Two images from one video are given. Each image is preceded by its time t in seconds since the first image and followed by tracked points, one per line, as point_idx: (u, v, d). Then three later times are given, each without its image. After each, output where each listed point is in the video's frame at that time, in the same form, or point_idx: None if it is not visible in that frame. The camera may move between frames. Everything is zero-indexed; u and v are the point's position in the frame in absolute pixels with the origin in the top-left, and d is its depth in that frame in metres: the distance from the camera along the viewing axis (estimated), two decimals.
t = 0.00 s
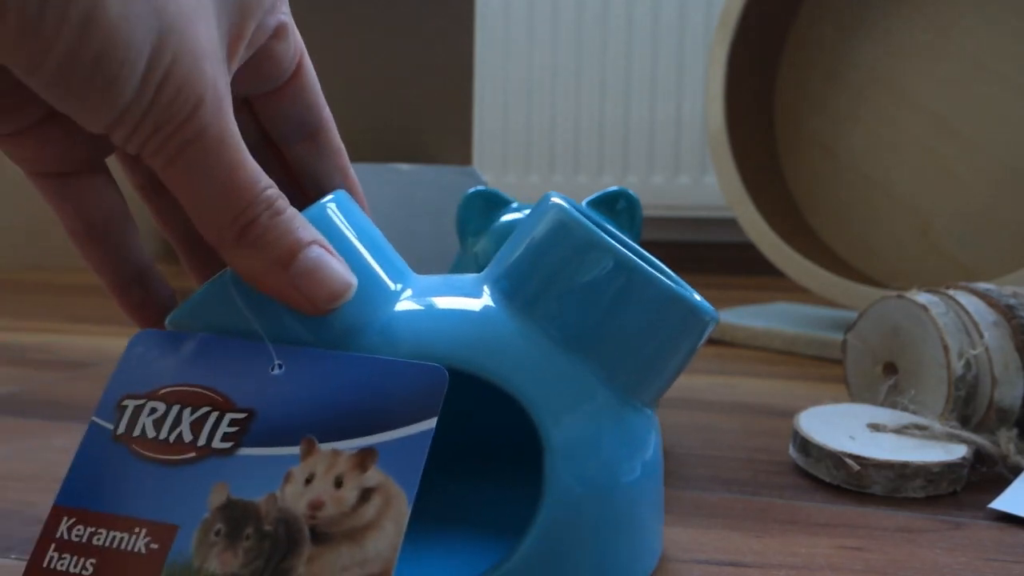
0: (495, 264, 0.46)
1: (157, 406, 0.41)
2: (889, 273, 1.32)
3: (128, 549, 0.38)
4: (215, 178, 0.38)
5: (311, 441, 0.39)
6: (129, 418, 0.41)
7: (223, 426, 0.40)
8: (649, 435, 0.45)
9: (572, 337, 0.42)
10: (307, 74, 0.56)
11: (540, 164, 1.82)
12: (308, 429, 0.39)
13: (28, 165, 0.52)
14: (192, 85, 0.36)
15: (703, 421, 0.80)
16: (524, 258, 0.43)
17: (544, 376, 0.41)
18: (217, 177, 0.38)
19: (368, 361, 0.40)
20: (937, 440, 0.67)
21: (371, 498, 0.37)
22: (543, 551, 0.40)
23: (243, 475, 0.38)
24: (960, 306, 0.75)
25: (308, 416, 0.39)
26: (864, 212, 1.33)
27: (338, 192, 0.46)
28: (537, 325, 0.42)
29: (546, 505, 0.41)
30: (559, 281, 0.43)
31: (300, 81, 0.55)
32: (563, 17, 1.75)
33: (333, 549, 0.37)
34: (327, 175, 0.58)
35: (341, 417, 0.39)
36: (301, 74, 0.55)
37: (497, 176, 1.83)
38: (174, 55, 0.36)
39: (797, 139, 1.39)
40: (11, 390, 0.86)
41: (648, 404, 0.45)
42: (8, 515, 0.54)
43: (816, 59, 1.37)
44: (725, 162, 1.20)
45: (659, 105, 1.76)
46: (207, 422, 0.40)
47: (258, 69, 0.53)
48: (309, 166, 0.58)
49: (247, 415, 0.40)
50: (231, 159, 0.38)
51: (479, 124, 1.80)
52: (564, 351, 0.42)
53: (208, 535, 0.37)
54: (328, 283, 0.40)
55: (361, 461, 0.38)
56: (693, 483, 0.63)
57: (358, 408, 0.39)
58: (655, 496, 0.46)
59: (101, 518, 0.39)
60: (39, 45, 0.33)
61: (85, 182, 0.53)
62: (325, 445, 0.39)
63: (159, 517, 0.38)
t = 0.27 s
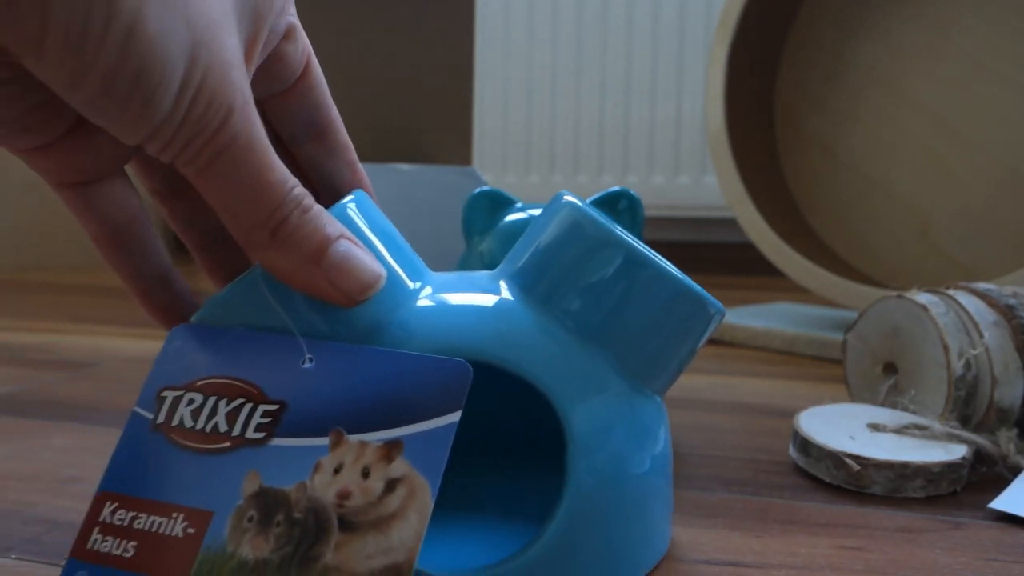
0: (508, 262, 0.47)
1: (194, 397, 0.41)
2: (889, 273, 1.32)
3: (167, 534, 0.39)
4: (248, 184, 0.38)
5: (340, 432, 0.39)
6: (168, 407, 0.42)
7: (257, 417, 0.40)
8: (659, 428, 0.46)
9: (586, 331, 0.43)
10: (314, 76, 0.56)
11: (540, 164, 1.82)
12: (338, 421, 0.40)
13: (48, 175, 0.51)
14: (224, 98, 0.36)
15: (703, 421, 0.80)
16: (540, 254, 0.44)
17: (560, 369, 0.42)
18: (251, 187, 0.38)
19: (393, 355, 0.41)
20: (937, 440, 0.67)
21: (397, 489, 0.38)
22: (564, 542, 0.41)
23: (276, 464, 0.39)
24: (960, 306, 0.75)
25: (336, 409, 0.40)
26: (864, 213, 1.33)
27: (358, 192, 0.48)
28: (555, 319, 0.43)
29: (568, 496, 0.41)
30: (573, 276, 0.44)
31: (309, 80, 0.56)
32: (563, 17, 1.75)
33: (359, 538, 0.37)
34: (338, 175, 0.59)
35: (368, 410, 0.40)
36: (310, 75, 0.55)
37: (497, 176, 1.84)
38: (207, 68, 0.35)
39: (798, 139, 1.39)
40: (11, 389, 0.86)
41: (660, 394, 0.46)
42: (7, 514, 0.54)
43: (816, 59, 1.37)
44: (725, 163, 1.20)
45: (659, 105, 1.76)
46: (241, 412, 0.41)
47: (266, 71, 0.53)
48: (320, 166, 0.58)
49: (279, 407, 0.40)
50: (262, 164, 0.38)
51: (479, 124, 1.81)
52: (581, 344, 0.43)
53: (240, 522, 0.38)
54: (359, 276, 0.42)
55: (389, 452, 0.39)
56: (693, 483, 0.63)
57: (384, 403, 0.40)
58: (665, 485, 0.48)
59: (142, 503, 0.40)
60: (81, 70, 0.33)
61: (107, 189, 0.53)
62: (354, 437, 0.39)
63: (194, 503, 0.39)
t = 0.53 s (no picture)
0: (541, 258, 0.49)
1: (261, 385, 0.44)
2: (890, 273, 1.32)
3: (240, 512, 0.41)
4: (317, 188, 0.39)
5: (401, 418, 0.42)
6: (235, 395, 0.44)
7: (321, 404, 0.43)
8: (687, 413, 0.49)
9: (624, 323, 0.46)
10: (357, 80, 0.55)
11: (540, 164, 1.83)
12: (398, 408, 0.42)
13: (119, 181, 0.52)
14: (299, 104, 0.37)
15: (704, 421, 0.80)
16: (579, 252, 0.46)
17: (602, 361, 0.45)
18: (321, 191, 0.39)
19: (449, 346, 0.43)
20: (937, 440, 0.67)
21: (457, 470, 0.40)
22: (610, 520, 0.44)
23: (342, 448, 0.41)
24: (960, 306, 0.75)
25: (395, 396, 0.42)
26: (864, 213, 1.33)
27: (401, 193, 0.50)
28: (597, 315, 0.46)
29: (610, 481, 0.44)
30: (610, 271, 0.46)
31: (353, 85, 0.55)
32: (563, 17, 1.76)
33: (423, 515, 0.40)
34: (379, 176, 0.56)
35: (425, 397, 0.42)
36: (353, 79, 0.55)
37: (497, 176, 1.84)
38: (288, 75, 0.36)
39: (798, 139, 1.39)
40: (9, 390, 0.86)
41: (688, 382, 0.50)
42: (6, 515, 0.54)
43: (816, 59, 1.37)
44: (725, 163, 1.20)
45: (659, 105, 1.76)
46: (307, 400, 0.43)
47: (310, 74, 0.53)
48: (363, 169, 0.55)
49: (342, 395, 0.43)
50: (328, 168, 0.39)
51: (478, 124, 1.82)
52: (621, 338, 0.46)
53: (310, 501, 0.40)
54: (417, 269, 0.43)
55: (448, 436, 0.41)
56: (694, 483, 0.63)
57: (443, 390, 0.42)
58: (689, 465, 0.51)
59: (214, 484, 0.42)
60: (175, 77, 0.34)
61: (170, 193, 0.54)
62: (414, 422, 0.42)
63: (266, 484, 0.41)
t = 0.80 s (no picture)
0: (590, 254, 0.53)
1: (335, 375, 0.46)
2: (891, 273, 1.32)
3: (324, 495, 0.44)
4: (396, 195, 0.41)
5: (473, 406, 0.44)
6: (311, 385, 0.46)
7: (395, 393, 0.45)
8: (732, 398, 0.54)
9: (672, 314, 0.51)
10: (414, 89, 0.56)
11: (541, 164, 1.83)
12: (469, 395, 0.45)
13: (200, 190, 0.53)
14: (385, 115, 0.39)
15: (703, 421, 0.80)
16: (625, 250, 0.51)
17: (655, 350, 0.49)
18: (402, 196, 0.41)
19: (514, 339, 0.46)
20: (938, 440, 0.67)
21: (529, 454, 0.43)
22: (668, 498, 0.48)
23: (419, 435, 0.44)
24: (960, 306, 0.75)
25: (465, 386, 0.45)
26: (864, 214, 1.33)
27: (456, 193, 0.52)
28: (643, 308, 0.50)
29: (665, 461, 0.49)
30: (658, 267, 0.50)
31: (409, 92, 0.55)
32: (563, 18, 1.76)
33: (499, 496, 0.43)
34: (432, 177, 0.56)
35: (494, 387, 0.45)
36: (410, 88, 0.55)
37: (497, 175, 1.86)
38: (374, 88, 0.38)
39: (797, 139, 1.39)
40: (9, 390, 0.86)
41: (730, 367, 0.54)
42: (6, 514, 0.54)
43: (816, 59, 1.37)
44: (725, 163, 1.20)
45: (659, 104, 1.76)
46: (381, 389, 0.45)
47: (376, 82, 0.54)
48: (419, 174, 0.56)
49: (415, 384, 0.45)
50: (408, 176, 0.41)
51: (478, 124, 1.83)
52: (667, 329, 0.50)
53: (392, 484, 0.43)
54: (482, 265, 0.45)
55: (518, 422, 0.44)
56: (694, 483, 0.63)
57: (511, 380, 0.45)
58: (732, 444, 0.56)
59: (296, 468, 0.44)
60: (281, 97, 0.36)
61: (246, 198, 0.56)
62: (486, 409, 0.44)
63: (348, 468, 0.44)
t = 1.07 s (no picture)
0: (605, 254, 0.54)
1: (354, 371, 0.47)
2: (891, 273, 1.32)
3: (342, 488, 0.44)
4: (414, 199, 0.43)
5: (488, 402, 0.45)
6: (330, 381, 0.47)
7: (413, 389, 0.46)
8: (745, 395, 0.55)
9: (684, 313, 0.52)
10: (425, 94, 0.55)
11: (541, 164, 1.83)
12: (485, 392, 0.46)
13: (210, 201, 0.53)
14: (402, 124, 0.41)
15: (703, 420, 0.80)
16: (638, 249, 0.52)
17: (668, 349, 0.50)
18: (416, 200, 0.43)
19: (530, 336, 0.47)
20: (938, 440, 0.67)
21: (544, 448, 0.44)
22: (681, 495, 0.49)
23: (434, 429, 0.45)
24: (960, 306, 0.75)
25: (480, 382, 0.46)
26: (863, 213, 1.33)
27: (471, 193, 0.53)
28: (655, 306, 0.51)
29: (678, 459, 0.49)
30: (670, 267, 0.51)
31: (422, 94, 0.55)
32: (563, 18, 1.76)
33: (514, 490, 0.44)
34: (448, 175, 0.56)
35: (509, 383, 0.46)
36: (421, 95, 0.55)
37: (497, 176, 1.86)
38: (391, 94, 0.39)
39: (797, 139, 1.39)
40: (8, 390, 0.86)
41: (741, 367, 0.54)
42: (5, 515, 0.54)
43: (816, 59, 1.37)
44: (724, 162, 1.20)
45: (659, 104, 1.76)
46: (398, 385, 0.46)
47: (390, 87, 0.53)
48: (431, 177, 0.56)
49: (432, 380, 0.46)
50: (423, 182, 0.43)
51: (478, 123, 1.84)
52: (677, 327, 0.51)
53: (409, 476, 0.44)
54: (498, 268, 0.47)
55: (534, 417, 0.45)
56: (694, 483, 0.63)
57: (525, 376, 0.46)
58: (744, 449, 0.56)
59: (315, 462, 0.45)
60: (303, 109, 0.37)
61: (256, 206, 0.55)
62: (501, 405, 0.45)
63: (366, 462, 0.45)
